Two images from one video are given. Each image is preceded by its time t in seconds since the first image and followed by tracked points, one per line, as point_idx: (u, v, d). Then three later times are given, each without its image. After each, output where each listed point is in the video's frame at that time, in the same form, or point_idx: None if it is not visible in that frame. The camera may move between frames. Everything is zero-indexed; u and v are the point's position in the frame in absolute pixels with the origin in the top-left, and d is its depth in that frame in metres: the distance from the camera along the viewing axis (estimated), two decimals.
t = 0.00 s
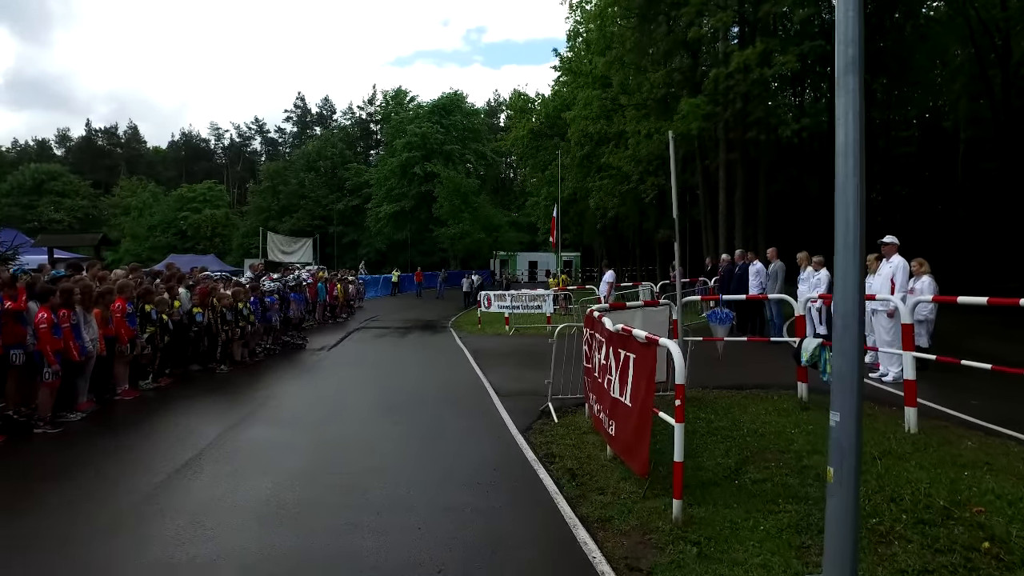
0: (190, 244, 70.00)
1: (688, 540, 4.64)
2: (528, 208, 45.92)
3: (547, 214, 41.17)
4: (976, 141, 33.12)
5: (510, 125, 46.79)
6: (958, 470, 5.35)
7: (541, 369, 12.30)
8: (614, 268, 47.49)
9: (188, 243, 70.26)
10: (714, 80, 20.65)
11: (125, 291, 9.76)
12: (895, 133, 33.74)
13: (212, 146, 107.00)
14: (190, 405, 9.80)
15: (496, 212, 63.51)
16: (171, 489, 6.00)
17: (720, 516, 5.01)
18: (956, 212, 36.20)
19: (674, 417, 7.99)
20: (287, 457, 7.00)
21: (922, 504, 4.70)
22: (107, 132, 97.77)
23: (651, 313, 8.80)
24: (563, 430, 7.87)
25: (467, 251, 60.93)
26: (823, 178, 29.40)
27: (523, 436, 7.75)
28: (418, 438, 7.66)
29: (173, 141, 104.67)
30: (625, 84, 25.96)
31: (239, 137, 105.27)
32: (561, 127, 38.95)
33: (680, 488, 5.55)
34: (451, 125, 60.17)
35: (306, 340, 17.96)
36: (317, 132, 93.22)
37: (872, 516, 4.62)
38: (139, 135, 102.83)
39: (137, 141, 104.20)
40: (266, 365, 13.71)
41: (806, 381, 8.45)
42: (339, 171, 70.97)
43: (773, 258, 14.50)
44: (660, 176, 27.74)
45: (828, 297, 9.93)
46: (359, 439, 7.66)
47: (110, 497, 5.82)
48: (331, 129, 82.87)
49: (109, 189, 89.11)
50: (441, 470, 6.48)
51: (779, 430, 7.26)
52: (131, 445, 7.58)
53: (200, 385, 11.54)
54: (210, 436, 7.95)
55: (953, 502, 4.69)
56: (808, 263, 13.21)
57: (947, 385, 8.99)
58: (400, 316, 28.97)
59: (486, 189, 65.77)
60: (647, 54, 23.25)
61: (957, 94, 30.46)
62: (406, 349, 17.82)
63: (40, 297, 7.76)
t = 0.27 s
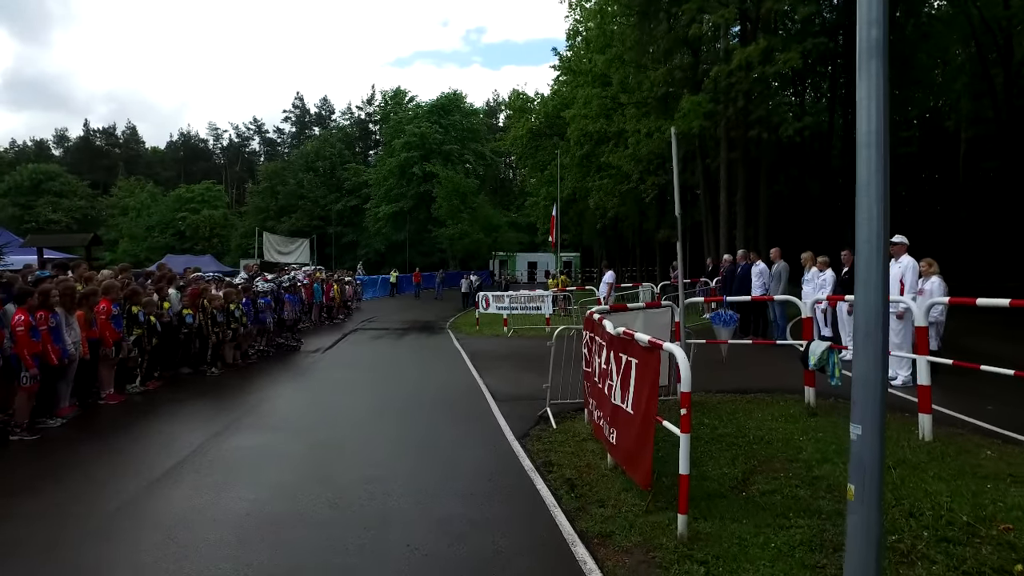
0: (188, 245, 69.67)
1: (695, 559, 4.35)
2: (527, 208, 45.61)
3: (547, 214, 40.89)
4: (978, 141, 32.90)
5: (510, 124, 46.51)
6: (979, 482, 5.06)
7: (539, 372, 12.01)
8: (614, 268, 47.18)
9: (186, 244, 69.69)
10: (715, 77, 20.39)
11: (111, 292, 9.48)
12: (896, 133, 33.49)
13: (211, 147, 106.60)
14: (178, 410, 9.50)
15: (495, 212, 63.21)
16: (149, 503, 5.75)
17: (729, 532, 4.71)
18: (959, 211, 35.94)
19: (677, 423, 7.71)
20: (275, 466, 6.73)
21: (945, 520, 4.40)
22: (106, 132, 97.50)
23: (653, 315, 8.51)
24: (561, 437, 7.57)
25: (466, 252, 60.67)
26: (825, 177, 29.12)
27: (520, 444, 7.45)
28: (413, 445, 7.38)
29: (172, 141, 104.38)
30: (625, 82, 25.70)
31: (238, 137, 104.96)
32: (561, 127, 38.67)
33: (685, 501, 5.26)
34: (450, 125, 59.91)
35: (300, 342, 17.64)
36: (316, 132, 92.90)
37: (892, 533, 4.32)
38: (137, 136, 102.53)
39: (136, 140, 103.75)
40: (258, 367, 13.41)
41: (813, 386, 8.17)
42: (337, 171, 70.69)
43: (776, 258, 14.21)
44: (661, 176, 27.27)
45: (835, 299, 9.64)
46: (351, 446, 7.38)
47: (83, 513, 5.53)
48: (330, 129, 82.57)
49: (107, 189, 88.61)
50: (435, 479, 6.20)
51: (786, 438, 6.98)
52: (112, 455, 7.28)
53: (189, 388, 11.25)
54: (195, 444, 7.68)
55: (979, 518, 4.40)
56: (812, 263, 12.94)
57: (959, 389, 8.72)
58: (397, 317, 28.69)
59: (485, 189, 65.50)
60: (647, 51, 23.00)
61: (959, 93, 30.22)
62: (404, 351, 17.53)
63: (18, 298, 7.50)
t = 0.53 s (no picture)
0: (186, 245, 68.90)
1: None
2: (526, 208, 45.30)
3: (545, 215, 40.56)
4: (981, 141, 32.62)
5: (509, 124, 46.24)
6: (1004, 496, 4.75)
7: (536, 375, 11.73)
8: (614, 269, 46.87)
9: (184, 244, 68.82)
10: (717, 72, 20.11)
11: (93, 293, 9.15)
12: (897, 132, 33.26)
13: (209, 146, 106.11)
14: (163, 415, 9.20)
15: (495, 212, 62.89)
16: (119, 517, 5.46)
17: (736, 552, 4.40)
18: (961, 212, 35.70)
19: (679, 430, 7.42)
20: (259, 476, 6.44)
21: (971, 539, 4.09)
22: (103, 131, 97.11)
23: (653, 316, 8.19)
24: (558, 444, 7.27)
25: (465, 252, 60.38)
26: (826, 177, 28.87)
27: (516, 452, 7.13)
28: (405, 453, 7.09)
29: (170, 141, 104.00)
30: (625, 80, 25.41)
31: (237, 137, 104.63)
32: (560, 126, 38.33)
33: (688, 517, 4.96)
34: (449, 124, 59.62)
35: (294, 343, 17.31)
36: (314, 132, 92.58)
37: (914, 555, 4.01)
38: (135, 135, 102.15)
39: (134, 140, 103.11)
40: (250, 370, 13.10)
41: (820, 391, 7.87)
42: (336, 171, 70.39)
43: (779, 258, 13.88)
44: (660, 174, 27.46)
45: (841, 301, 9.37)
46: (341, 454, 7.09)
47: (51, 529, 5.24)
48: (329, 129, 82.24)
49: (104, 189, 87.87)
50: (425, 491, 5.91)
51: (792, 446, 6.69)
52: (90, 463, 6.99)
53: (176, 392, 10.92)
54: (175, 453, 7.37)
55: (1007, 538, 4.09)
56: (816, 264, 12.67)
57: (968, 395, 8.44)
58: (394, 318, 28.39)
59: (485, 189, 65.18)
60: (647, 49, 22.73)
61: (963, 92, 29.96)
62: (400, 352, 17.22)
63: None
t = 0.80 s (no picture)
0: (184, 245, 67.87)
1: None
2: (525, 208, 45.05)
3: (544, 215, 40.29)
4: (984, 141, 32.37)
5: (508, 123, 45.99)
6: None
7: (535, 378, 11.47)
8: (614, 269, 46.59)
9: (183, 245, 67.74)
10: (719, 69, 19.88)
11: (77, 294, 8.87)
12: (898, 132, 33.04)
13: (207, 146, 105.59)
14: (151, 420, 8.93)
15: (494, 212, 62.66)
16: (94, 532, 5.20)
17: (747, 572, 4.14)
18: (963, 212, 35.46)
19: (683, 436, 7.15)
20: (244, 488, 6.16)
21: (1000, 560, 3.82)
22: (101, 131, 96.57)
23: (654, 319, 7.92)
24: (556, 452, 6.99)
25: (464, 253, 60.07)
26: (828, 177, 28.63)
27: (512, 460, 6.86)
28: (398, 462, 6.82)
29: (169, 140, 103.66)
30: (625, 78, 25.13)
31: (235, 137, 104.24)
32: (559, 126, 38.07)
33: (694, 533, 4.68)
34: (448, 124, 59.37)
35: (289, 345, 17.02)
36: (313, 132, 92.28)
37: None
38: (134, 134, 101.76)
39: (132, 140, 102.50)
40: (242, 372, 12.83)
41: (828, 396, 7.59)
42: (335, 171, 70.12)
43: (782, 259, 13.57)
44: (660, 174, 27.28)
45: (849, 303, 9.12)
46: (331, 463, 6.82)
47: (21, 544, 4.98)
48: (327, 129, 81.96)
49: (101, 189, 87.29)
50: (418, 504, 5.63)
51: (798, 455, 6.41)
52: (70, 472, 6.74)
53: (166, 395, 10.65)
54: (159, 461, 7.10)
55: None
56: (820, 264, 12.43)
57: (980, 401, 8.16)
58: (392, 319, 28.11)
59: (484, 189, 64.87)
60: (648, 46, 22.48)
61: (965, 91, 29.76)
62: (397, 354, 16.94)
63: None
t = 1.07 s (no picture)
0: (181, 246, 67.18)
1: None
2: (524, 208, 44.78)
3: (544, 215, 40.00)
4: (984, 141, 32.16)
5: (507, 123, 45.71)
6: None
7: (534, 381, 11.23)
8: (613, 269, 46.31)
9: (181, 245, 67.01)
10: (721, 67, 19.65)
11: (60, 295, 8.58)
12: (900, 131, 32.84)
13: (205, 146, 105.11)
14: (140, 424, 8.68)
15: (493, 212, 62.40)
16: (74, 541, 4.96)
17: None
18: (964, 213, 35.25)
19: (687, 443, 6.91)
20: (230, 497, 5.86)
21: None
22: (100, 131, 96.03)
23: (657, 320, 7.65)
24: (556, 459, 6.74)
25: (463, 253, 59.75)
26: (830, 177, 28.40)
27: (508, 468, 6.59)
28: (393, 469, 6.57)
29: (167, 140, 103.25)
30: (625, 77, 24.85)
31: (233, 137, 103.81)
32: (559, 125, 37.78)
33: (703, 547, 4.46)
34: (447, 124, 59.09)
35: (284, 346, 16.73)
36: (311, 132, 91.98)
37: None
38: (131, 134, 101.25)
39: (130, 139, 101.93)
40: (235, 374, 12.57)
41: (837, 402, 7.32)
42: (334, 171, 69.83)
43: (786, 259, 13.23)
44: (660, 173, 26.99)
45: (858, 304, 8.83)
46: (324, 469, 6.58)
47: None
48: (326, 129, 81.65)
49: (98, 190, 86.72)
50: (411, 515, 5.35)
51: (809, 463, 6.14)
52: (50, 479, 6.47)
53: (155, 398, 10.38)
54: (144, 466, 6.85)
55: None
56: (824, 264, 12.20)
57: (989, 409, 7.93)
58: (389, 320, 27.82)
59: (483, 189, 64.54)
60: (648, 44, 22.25)
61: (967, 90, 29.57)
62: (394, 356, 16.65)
63: None
